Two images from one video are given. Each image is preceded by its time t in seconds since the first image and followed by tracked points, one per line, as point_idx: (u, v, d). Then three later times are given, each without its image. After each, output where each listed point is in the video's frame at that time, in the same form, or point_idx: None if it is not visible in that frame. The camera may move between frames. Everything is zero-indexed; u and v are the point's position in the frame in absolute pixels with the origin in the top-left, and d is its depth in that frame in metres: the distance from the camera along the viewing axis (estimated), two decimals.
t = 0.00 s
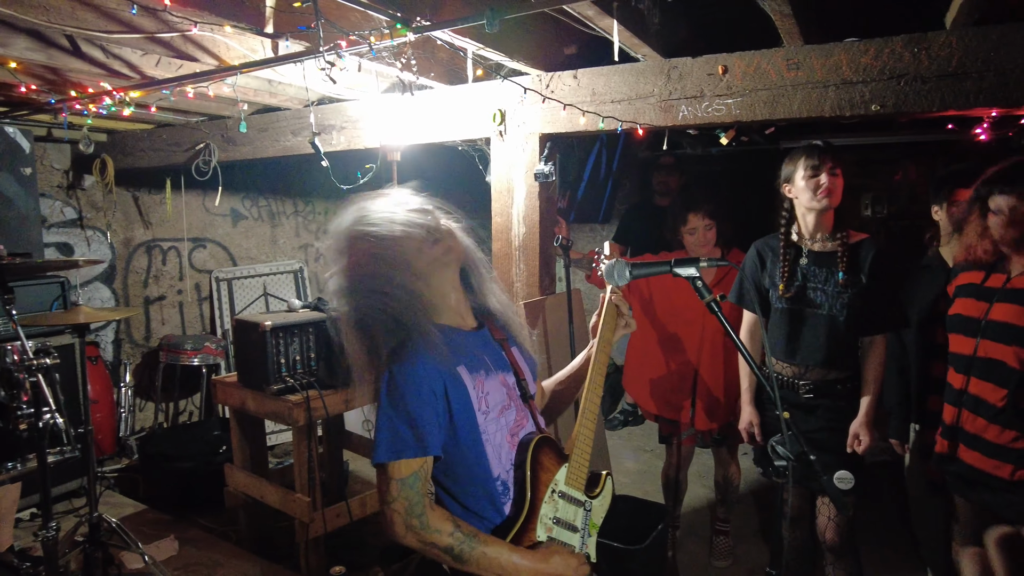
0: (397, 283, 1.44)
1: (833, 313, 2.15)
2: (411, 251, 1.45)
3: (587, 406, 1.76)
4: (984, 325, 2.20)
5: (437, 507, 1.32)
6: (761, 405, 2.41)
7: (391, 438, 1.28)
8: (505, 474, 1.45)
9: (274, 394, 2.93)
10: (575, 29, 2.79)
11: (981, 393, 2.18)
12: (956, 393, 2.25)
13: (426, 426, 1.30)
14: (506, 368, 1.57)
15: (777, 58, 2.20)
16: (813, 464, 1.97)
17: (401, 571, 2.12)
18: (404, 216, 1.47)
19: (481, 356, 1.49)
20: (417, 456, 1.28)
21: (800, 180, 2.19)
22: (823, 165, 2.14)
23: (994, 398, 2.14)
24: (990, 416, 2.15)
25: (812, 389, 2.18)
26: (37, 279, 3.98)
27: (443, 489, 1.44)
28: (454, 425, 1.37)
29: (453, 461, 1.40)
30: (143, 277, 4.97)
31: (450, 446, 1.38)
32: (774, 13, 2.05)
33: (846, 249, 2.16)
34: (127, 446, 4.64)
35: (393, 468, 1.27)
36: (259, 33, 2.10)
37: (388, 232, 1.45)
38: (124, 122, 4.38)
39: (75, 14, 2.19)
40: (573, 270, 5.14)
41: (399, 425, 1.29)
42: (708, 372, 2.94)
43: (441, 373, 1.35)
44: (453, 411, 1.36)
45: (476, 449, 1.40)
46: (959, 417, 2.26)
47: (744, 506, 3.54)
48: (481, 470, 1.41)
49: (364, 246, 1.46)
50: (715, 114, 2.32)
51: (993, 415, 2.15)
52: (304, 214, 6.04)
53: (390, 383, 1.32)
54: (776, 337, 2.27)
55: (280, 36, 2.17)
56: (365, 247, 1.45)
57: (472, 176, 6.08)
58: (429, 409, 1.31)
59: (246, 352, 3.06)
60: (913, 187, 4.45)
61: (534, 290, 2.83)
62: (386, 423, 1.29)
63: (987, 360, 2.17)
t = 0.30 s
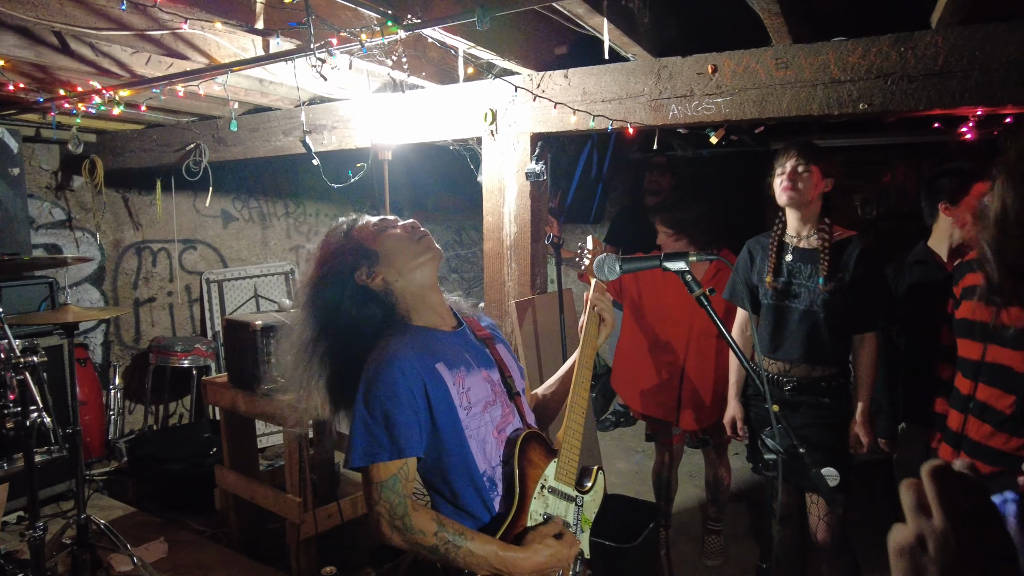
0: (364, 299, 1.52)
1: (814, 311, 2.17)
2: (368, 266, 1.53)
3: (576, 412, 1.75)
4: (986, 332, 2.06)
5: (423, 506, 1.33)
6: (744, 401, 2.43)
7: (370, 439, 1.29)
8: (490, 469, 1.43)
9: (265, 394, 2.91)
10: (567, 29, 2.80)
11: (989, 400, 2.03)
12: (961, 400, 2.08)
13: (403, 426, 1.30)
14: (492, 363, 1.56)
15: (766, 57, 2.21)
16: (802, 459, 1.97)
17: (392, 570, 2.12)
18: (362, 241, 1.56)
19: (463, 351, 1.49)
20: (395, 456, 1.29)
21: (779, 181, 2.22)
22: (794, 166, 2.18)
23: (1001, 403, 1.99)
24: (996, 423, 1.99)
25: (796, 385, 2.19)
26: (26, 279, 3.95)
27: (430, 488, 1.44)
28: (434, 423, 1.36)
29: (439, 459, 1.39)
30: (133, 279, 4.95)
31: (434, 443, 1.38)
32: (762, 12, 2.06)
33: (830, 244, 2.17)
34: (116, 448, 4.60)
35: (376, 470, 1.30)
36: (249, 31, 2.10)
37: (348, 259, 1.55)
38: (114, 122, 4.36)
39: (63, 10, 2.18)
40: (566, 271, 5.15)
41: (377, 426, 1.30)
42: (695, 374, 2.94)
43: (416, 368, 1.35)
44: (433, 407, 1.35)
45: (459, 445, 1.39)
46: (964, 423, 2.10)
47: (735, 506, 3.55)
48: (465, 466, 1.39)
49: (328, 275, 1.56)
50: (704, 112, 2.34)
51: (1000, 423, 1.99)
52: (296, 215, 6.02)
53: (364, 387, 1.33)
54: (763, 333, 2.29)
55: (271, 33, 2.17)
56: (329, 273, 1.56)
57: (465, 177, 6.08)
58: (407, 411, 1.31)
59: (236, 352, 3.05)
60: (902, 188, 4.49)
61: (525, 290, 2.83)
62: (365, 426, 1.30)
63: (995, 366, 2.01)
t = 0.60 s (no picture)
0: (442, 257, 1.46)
1: (812, 316, 2.19)
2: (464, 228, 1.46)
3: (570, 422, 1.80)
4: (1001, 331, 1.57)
5: (427, 497, 1.32)
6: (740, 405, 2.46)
7: (392, 428, 1.28)
8: (494, 472, 1.45)
9: (259, 401, 2.91)
10: (560, 38, 2.84)
11: (993, 405, 1.53)
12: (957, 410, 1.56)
13: (432, 418, 1.29)
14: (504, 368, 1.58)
15: (757, 66, 2.24)
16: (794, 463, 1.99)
17: None
18: (472, 197, 1.50)
19: (485, 354, 1.50)
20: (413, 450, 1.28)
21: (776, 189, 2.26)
22: (790, 174, 2.21)
23: (1006, 408, 1.49)
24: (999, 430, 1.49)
25: (795, 392, 2.21)
26: (18, 286, 3.93)
27: (428, 481, 1.42)
28: (453, 421, 1.37)
29: (447, 456, 1.40)
30: (126, 285, 4.94)
31: (447, 441, 1.38)
32: (753, 22, 2.09)
33: (826, 251, 2.19)
34: (108, 456, 4.58)
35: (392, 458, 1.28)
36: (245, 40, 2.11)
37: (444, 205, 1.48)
38: (107, 129, 4.36)
39: (59, 18, 2.19)
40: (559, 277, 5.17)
41: (403, 416, 1.28)
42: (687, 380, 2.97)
43: (450, 366, 1.35)
44: (455, 408, 1.36)
45: (471, 446, 1.40)
46: (972, 429, 1.59)
47: (728, 510, 3.57)
48: (471, 466, 1.41)
49: (419, 210, 1.49)
50: (697, 121, 2.37)
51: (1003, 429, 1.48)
52: (289, 221, 6.02)
53: (397, 368, 1.31)
54: (759, 339, 2.32)
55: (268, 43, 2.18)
56: (422, 212, 1.48)
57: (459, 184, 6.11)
58: (437, 402, 1.30)
59: (230, 358, 3.04)
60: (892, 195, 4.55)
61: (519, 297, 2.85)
62: (392, 409, 1.28)
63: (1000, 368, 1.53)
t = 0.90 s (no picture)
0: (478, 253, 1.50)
1: (803, 321, 2.19)
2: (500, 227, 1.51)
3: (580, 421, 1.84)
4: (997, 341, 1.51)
5: (430, 490, 1.36)
6: (738, 411, 2.45)
7: (403, 423, 1.32)
8: (493, 468, 1.47)
9: (250, 406, 2.90)
10: (550, 44, 2.86)
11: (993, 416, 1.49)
12: (953, 413, 1.45)
13: (441, 415, 1.33)
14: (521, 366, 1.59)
15: (745, 72, 2.26)
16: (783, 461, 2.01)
17: None
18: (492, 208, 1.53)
19: (503, 354, 1.53)
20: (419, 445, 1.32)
21: (766, 194, 2.27)
22: (780, 179, 2.21)
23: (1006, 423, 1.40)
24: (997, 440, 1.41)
25: (786, 397, 2.22)
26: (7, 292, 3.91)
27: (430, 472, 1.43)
28: (464, 417, 1.39)
29: (453, 451, 1.41)
30: (117, 291, 4.92)
31: (456, 437, 1.40)
32: (741, 28, 2.11)
33: (819, 256, 2.20)
34: (98, 463, 4.54)
35: (399, 450, 1.31)
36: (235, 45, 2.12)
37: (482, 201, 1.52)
38: (99, 134, 4.35)
39: (49, 22, 2.20)
40: (551, 282, 5.19)
41: (415, 413, 1.33)
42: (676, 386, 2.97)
43: (468, 367, 1.39)
44: (467, 407, 1.38)
45: (481, 444, 1.41)
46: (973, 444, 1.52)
47: (720, 515, 3.57)
48: (476, 463, 1.42)
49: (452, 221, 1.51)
50: (686, 126, 2.39)
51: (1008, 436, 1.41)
52: (281, 227, 6.01)
53: (415, 366, 1.37)
54: (751, 344, 2.32)
55: (258, 46, 2.19)
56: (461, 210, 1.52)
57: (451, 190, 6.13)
58: (449, 399, 1.34)
59: (221, 363, 3.04)
60: (881, 201, 4.59)
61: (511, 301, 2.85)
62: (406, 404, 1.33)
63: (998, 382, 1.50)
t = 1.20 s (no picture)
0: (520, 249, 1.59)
1: (791, 325, 2.19)
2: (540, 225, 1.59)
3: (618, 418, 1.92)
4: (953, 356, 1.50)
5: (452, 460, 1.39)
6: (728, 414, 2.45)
7: (439, 396, 1.37)
8: (521, 452, 1.55)
9: (241, 411, 2.90)
10: (541, 49, 2.87)
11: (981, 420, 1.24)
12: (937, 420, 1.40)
13: (472, 391, 1.40)
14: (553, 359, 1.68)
15: (734, 77, 2.28)
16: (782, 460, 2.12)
17: None
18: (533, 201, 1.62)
19: (535, 345, 1.61)
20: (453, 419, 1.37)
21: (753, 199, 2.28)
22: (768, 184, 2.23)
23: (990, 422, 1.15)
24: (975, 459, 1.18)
25: (775, 400, 2.22)
26: None
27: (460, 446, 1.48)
28: (496, 395, 1.46)
29: (483, 433, 1.47)
30: (109, 296, 4.90)
31: (489, 417, 1.47)
32: (729, 34, 2.13)
33: (806, 259, 2.21)
34: (90, 468, 4.52)
35: (433, 420, 1.36)
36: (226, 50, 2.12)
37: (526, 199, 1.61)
38: (91, 139, 4.35)
39: (39, 27, 2.21)
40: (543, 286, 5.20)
41: (448, 387, 1.38)
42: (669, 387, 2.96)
43: (500, 353, 1.47)
44: (500, 389, 1.47)
45: (507, 427, 1.50)
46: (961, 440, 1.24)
47: (713, 519, 3.58)
48: (505, 443, 1.50)
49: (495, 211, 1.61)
50: (676, 131, 2.40)
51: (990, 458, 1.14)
52: (275, 231, 6.01)
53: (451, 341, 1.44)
54: (741, 347, 2.33)
55: (248, 52, 2.19)
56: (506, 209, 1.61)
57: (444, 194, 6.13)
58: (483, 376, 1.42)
59: (212, 368, 3.03)
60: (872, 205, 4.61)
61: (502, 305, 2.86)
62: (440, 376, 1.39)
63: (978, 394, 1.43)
